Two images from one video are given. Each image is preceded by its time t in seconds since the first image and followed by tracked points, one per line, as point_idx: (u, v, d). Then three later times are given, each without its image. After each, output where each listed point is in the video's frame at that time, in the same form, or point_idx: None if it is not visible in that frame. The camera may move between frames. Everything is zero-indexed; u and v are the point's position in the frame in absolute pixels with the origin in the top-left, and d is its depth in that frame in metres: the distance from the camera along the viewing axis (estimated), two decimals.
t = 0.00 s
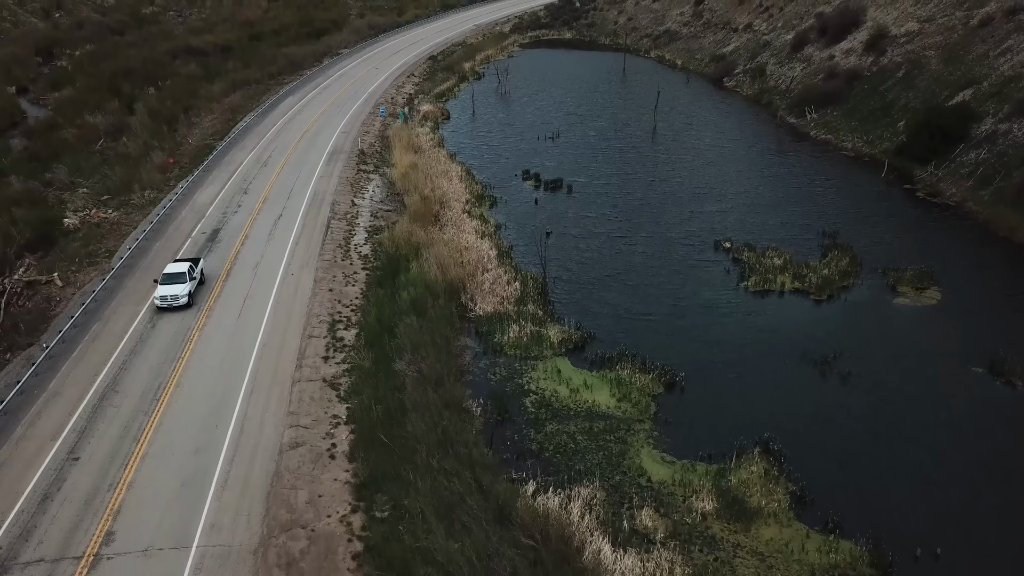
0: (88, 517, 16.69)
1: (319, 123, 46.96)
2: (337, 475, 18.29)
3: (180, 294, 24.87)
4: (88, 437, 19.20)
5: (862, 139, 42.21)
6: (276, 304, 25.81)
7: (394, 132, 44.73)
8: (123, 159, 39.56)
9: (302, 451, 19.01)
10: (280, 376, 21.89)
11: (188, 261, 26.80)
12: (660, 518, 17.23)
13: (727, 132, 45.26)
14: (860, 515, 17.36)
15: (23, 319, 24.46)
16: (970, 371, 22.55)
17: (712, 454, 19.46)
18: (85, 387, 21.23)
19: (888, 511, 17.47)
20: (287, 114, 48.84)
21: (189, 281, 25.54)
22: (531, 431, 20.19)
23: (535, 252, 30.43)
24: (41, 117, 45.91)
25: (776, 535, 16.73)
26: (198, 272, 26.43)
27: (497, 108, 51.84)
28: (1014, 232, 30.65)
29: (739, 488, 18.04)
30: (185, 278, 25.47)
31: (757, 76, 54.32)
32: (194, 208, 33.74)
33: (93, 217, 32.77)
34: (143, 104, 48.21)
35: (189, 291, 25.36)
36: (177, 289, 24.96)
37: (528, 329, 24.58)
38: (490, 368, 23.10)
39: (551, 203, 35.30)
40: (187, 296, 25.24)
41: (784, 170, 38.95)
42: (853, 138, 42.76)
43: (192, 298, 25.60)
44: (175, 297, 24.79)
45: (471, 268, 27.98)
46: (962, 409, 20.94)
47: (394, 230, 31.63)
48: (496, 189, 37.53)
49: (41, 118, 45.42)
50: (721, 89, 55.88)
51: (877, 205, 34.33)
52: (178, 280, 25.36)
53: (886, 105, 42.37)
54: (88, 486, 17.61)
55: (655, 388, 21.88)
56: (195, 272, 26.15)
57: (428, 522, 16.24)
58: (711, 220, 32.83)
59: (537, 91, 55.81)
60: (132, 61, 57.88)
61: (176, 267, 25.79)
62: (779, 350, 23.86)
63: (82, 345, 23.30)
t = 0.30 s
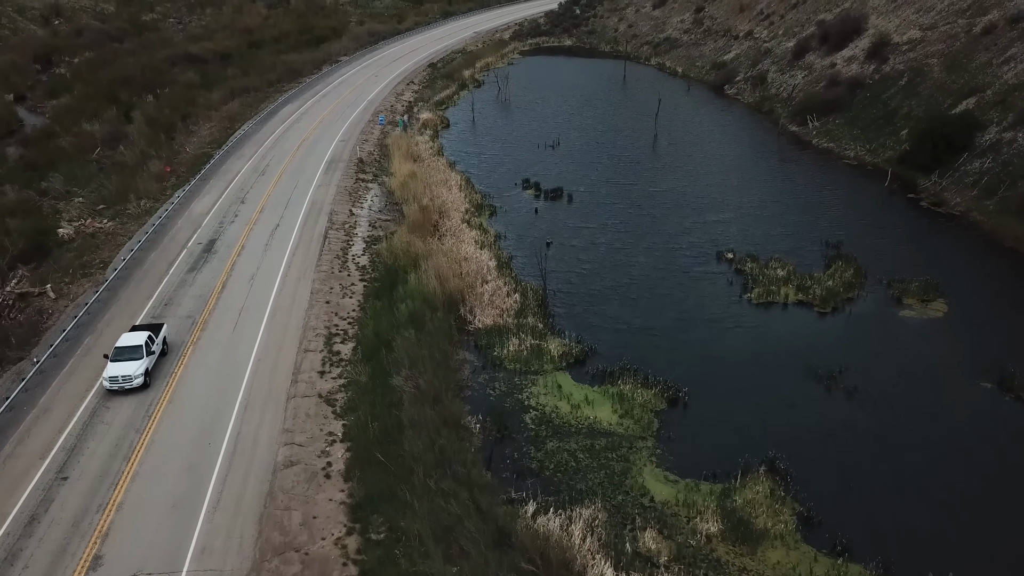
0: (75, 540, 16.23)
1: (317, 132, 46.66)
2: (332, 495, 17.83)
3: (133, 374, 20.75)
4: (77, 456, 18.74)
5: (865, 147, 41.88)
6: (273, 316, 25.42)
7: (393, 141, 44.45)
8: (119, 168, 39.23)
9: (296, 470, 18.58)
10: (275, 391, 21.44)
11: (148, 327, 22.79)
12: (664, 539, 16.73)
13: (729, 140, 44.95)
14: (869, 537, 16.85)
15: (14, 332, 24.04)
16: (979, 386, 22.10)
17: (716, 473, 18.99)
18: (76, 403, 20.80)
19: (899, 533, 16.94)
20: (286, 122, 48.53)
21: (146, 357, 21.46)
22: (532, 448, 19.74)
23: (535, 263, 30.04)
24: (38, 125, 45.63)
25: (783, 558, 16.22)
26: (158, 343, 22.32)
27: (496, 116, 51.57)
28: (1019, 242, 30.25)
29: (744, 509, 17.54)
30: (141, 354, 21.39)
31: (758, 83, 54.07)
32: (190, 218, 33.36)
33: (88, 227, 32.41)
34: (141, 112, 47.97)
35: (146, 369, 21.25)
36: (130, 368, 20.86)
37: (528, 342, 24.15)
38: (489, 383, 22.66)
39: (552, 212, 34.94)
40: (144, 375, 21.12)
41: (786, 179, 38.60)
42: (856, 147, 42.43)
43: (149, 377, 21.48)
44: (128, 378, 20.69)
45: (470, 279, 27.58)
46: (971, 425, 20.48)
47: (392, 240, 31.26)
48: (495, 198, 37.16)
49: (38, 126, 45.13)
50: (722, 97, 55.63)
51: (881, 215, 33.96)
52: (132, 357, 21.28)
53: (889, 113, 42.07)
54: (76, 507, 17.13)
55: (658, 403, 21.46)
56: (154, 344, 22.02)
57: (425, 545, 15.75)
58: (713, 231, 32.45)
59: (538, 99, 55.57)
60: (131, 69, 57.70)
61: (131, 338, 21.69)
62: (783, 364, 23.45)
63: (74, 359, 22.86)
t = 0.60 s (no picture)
0: (61, 563, 15.77)
1: (316, 139, 46.36)
2: (327, 516, 17.38)
3: (61, 494, 16.62)
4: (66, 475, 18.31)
5: (868, 155, 41.53)
6: (268, 329, 25.02)
7: (392, 149, 44.17)
8: (115, 177, 38.92)
9: (290, 489, 18.13)
10: (270, 407, 21.01)
11: (88, 425, 18.63)
12: (667, 562, 16.26)
13: (730, 148, 44.63)
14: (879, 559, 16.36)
15: (5, 345, 23.67)
16: (988, 402, 21.66)
17: (721, 491, 18.51)
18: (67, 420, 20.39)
19: (909, 556, 16.45)
20: (284, 129, 48.23)
21: (79, 468, 17.27)
22: (532, 466, 19.31)
23: (535, 274, 29.67)
24: (34, 133, 45.35)
25: None
26: (97, 447, 18.17)
27: (496, 123, 51.29)
28: None
29: (750, 530, 17.04)
30: (75, 464, 17.25)
31: (759, 90, 53.80)
32: (186, 227, 33.00)
33: (83, 237, 32.07)
34: (138, 120, 47.76)
35: (79, 484, 17.10)
36: (58, 485, 16.73)
37: (528, 356, 23.73)
38: (488, 397, 22.25)
39: (552, 222, 34.59)
40: (76, 492, 16.99)
41: (788, 188, 38.23)
42: (858, 155, 42.08)
43: (84, 492, 17.38)
44: (54, 498, 16.56)
45: (469, 291, 27.19)
46: (981, 442, 20.04)
47: (390, 250, 30.90)
48: (495, 207, 36.82)
49: (35, 134, 44.85)
50: (723, 104, 55.35)
51: (885, 225, 33.58)
52: (63, 468, 17.12)
53: (891, 121, 41.76)
54: (63, 529, 16.67)
55: (661, 419, 21.02)
56: (91, 450, 17.91)
57: (421, 569, 15.26)
58: (715, 241, 32.09)
59: (538, 106, 55.29)
60: (130, 76, 57.52)
61: (65, 442, 17.55)
62: (788, 378, 23.04)
63: (65, 373, 22.45)
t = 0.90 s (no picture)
0: None
1: (314, 147, 46.07)
2: (322, 537, 16.92)
3: None
4: (55, 494, 17.87)
5: (870, 163, 41.16)
6: (263, 341, 24.61)
7: (391, 157, 43.87)
8: (111, 185, 38.59)
9: (284, 509, 17.68)
10: (264, 423, 20.59)
11: None
12: None
13: (731, 156, 44.34)
14: None
15: None
16: (997, 417, 21.19)
17: (726, 510, 18.03)
18: (57, 436, 19.92)
19: None
20: (282, 137, 47.94)
21: None
22: (532, 484, 18.86)
23: (535, 284, 29.29)
24: (31, 140, 45.07)
25: None
26: None
27: (496, 131, 51.01)
28: None
29: (756, 551, 16.54)
30: None
31: (760, 98, 53.54)
32: (182, 237, 32.64)
33: (78, 246, 31.71)
34: (136, 128, 47.49)
35: None
36: None
37: (528, 369, 23.31)
38: (487, 412, 21.83)
39: (552, 231, 34.26)
40: None
41: (791, 197, 37.88)
42: (861, 162, 41.72)
43: None
44: None
45: (468, 302, 26.81)
46: (991, 458, 19.56)
47: (388, 261, 30.54)
48: (495, 216, 36.47)
49: (31, 142, 44.57)
50: (724, 111, 55.06)
51: (889, 235, 33.18)
52: None
53: (894, 129, 41.42)
54: (50, 551, 16.21)
55: (664, 435, 20.57)
56: None
57: None
58: (717, 251, 31.73)
59: (538, 114, 55.02)
60: (129, 83, 57.29)
61: None
62: (792, 392, 22.61)
63: (56, 387, 22.03)
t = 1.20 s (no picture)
0: None
1: (313, 155, 45.74)
2: (316, 559, 16.47)
3: None
4: (42, 514, 17.41)
5: (873, 171, 40.78)
6: (259, 354, 24.20)
7: (390, 164, 43.57)
8: (107, 194, 38.25)
9: (277, 530, 17.25)
10: (258, 439, 20.16)
11: None
12: None
13: (733, 164, 43.99)
14: None
15: None
16: (1007, 434, 20.75)
17: (732, 530, 17.53)
18: (46, 454, 19.48)
19: None
20: (281, 144, 47.63)
21: None
22: (531, 504, 18.40)
23: (535, 295, 28.90)
24: (27, 148, 44.79)
25: None
26: None
27: (496, 138, 50.72)
28: None
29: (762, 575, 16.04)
30: None
31: (761, 105, 53.27)
32: (178, 246, 32.26)
33: (72, 256, 31.35)
34: (133, 136, 47.19)
35: None
36: None
37: (528, 383, 22.87)
38: (486, 427, 21.38)
39: (552, 240, 33.88)
40: None
41: (793, 205, 37.51)
42: (863, 170, 41.35)
43: None
44: None
45: (467, 314, 26.40)
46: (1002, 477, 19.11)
47: (386, 271, 30.15)
48: (494, 225, 36.10)
49: (27, 150, 44.28)
50: (725, 118, 54.76)
51: (892, 244, 32.78)
52: None
53: (897, 136, 41.08)
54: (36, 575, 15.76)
55: (667, 451, 20.14)
56: None
57: None
58: (719, 261, 31.33)
59: (538, 121, 54.72)
60: (127, 90, 57.06)
61: None
62: (797, 407, 22.17)
63: (46, 402, 21.60)
